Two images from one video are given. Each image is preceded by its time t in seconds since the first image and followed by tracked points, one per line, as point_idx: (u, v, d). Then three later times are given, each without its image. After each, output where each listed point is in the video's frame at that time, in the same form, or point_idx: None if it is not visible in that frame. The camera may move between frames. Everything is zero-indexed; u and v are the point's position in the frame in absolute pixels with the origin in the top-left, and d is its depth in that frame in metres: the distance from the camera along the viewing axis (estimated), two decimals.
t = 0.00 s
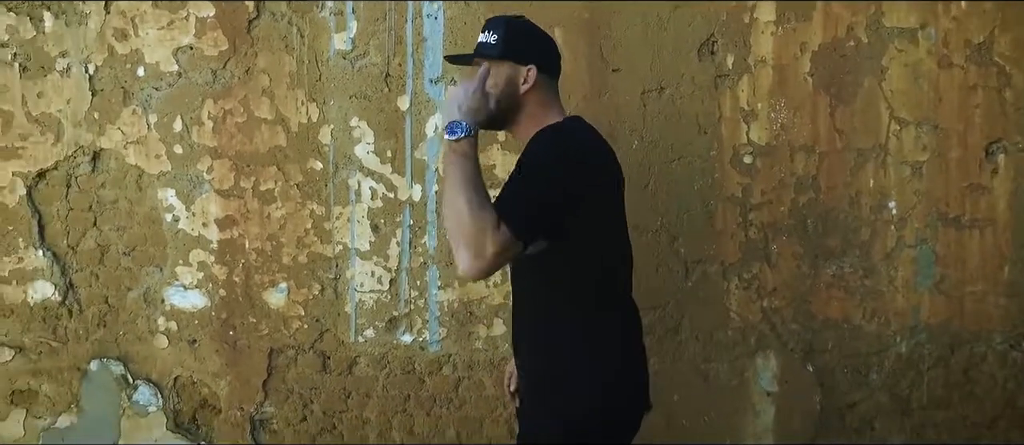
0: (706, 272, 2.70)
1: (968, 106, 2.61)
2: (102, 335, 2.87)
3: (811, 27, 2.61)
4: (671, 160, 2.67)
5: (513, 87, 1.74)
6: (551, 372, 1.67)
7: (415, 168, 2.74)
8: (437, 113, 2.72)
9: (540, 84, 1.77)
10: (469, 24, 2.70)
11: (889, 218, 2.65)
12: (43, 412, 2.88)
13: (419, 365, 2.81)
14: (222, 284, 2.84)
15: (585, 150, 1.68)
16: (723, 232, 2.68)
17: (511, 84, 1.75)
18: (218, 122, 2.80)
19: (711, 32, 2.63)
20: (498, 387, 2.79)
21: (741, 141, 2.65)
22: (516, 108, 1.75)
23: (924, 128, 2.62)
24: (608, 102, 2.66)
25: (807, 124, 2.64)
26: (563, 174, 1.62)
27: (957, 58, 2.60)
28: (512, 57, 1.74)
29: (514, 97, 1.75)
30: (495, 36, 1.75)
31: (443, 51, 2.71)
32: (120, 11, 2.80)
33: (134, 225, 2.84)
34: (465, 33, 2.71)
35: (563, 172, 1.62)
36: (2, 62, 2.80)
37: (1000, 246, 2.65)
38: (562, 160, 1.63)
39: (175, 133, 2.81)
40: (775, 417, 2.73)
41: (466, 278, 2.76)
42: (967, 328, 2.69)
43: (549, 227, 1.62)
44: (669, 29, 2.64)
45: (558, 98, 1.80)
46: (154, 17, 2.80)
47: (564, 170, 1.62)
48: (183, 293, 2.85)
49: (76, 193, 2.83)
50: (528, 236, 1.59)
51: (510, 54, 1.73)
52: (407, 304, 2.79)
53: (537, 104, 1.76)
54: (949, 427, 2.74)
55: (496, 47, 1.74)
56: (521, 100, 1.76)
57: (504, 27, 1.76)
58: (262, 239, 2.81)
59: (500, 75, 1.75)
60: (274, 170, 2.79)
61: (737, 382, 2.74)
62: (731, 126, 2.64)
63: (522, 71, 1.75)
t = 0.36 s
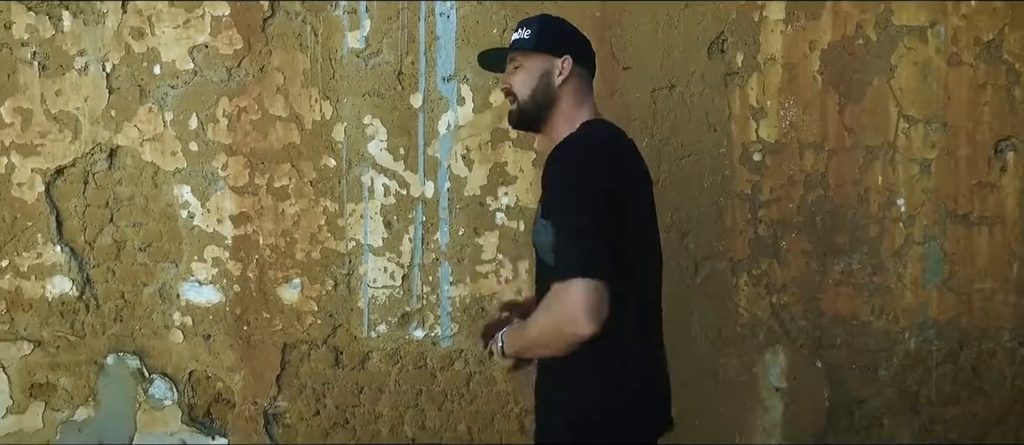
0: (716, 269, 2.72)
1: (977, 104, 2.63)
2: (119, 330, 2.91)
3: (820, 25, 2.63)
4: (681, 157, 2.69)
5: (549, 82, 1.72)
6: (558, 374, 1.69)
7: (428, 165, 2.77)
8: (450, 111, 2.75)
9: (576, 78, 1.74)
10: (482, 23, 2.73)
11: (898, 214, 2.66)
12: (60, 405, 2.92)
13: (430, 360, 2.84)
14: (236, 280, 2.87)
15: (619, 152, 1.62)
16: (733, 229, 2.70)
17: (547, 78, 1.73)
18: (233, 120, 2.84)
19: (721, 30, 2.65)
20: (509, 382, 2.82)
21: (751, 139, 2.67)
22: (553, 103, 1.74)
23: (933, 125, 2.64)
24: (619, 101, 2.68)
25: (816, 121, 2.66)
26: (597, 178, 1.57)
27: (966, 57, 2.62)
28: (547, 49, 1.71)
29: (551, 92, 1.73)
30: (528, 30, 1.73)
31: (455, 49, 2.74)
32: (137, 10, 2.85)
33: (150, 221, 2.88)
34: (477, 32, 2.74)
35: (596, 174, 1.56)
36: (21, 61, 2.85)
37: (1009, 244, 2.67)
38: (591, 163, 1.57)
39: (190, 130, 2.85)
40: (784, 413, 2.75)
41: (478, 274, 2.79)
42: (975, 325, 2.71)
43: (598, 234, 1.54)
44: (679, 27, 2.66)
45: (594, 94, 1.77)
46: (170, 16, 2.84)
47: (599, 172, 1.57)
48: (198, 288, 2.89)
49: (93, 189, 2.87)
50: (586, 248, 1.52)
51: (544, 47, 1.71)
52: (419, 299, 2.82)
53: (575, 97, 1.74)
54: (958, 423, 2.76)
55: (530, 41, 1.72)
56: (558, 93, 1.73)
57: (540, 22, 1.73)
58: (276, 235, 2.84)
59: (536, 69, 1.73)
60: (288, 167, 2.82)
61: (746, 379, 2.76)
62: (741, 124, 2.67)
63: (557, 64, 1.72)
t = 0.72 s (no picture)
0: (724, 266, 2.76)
1: (981, 103, 2.67)
2: (134, 326, 2.95)
3: (827, 25, 2.67)
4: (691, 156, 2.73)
5: (592, 64, 1.71)
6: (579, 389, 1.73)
7: (440, 164, 2.81)
8: (461, 110, 2.79)
9: (619, 59, 1.72)
10: (493, 23, 2.78)
11: (903, 212, 2.71)
12: (76, 400, 2.96)
13: (442, 356, 2.88)
14: (250, 277, 2.91)
15: (684, 141, 1.54)
16: (741, 227, 2.74)
17: (589, 63, 1.71)
18: (247, 119, 2.88)
19: (729, 30, 2.69)
20: (520, 377, 2.86)
21: (758, 137, 2.71)
22: (599, 89, 1.71)
23: (938, 125, 2.68)
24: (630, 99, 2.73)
25: (823, 120, 2.70)
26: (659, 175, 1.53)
27: (970, 57, 2.66)
28: (583, 31, 1.71)
29: (594, 75, 1.71)
30: (559, 19, 1.73)
31: (467, 49, 2.79)
32: (152, 10, 2.88)
33: (165, 219, 2.91)
34: (489, 32, 2.78)
35: (654, 171, 1.54)
36: (38, 61, 2.88)
37: (1013, 241, 2.71)
38: (656, 155, 1.55)
39: (205, 129, 2.89)
40: (790, 408, 2.79)
41: (489, 271, 2.83)
42: (979, 321, 2.75)
43: (672, 230, 1.49)
44: (688, 27, 2.70)
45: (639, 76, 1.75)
46: (185, 16, 2.88)
47: (659, 170, 1.53)
48: (212, 285, 2.92)
49: (109, 188, 2.91)
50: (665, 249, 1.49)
51: (580, 33, 1.70)
52: (431, 296, 2.86)
53: (620, 79, 1.72)
54: (961, 418, 2.80)
55: (564, 29, 1.72)
56: (602, 77, 1.71)
57: (569, 8, 1.74)
58: (290, 233, 2.88)
59: (576, 55, 1.72)
60: (301, 165, 2.86)
61: (753, 374, 2.79)
62: (749, 123, 2.70)
63: (599, 48, 1.71)
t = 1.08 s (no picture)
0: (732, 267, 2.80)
1: (986, 107, 2.71)
2: (147, 326, 2.97)
3: (834, 29, 2.71)
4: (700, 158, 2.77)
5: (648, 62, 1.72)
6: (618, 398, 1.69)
7: (452, 165, 2.84)
8: (473, 112, 2.82)
9: (674, 59, 1.74)
10: (505, 27, 2.80)
11: (909, 214, 2.74)
12: (91, 399, 3.00)
13: (453, 355, 2.91)
14: (263, 277, 2.93)
15: (747, 148, 1.53)
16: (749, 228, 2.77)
17: (645, 60, 1.72)
18: (260, 121, 2.90)
19: (738, 34, 2.72)
20: (531, 377, 2.90)
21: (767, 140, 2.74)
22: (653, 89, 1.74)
23: (944, 127, 2.72)
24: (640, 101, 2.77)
25: (830, 123, 2.73)
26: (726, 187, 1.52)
27: (976, 60, 2.70)
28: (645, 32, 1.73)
29: (649, 75, 1.73)
30: (616, 10, 1.74)
31: (479, 52, 2.81)
32: (165, 13, 2.90)
33: (179, 219, 2.94)
34: (500, 35, 2.80)
35: (720, 182, 1.53)
36: (53, 63, 2.90)
37: (1017, 242, 2.75)
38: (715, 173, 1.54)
39: (218, 131, 2.91)
40: (798, 407, 2.83)
41: (500, 271, 2.86)
42: (984, 321, 2.79)
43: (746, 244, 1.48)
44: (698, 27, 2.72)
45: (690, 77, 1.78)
46: (198, 19, 2.90)
47: (722, 179, 1.52)
48: (225, 285, 2.95)
49: (123, 189, 2.94)
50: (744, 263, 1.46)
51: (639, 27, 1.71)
52: (443, 296, 2.89)
53: (675, 82, 1.74)
54: (966, 416, 2.84)
55: (621, 20, 1.72)
56: (657, 77, 1.73)
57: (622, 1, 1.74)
58: (303, 234, 2.91)
59: (632, 52, 1.73)
60: (314, 167, 2.89)
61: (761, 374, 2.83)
62: (757, 125, 2.74)
63: (656, 46, 1.72)
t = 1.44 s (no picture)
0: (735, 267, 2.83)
1: (986, 108, 2.75)
2: (152, 327, 2.98)
3: (836, 32, 2.74)
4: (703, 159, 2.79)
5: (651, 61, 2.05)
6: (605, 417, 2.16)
7: (457, 166, 2.87)
8: (479, 114, 2.84)
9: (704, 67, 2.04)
10: (510, 29, 2.82)
11: (910, 214, 2.77)
12: (96, 400, 3.01)
13: (458, 355, 2.93)
14: (269, 278, 2.95)
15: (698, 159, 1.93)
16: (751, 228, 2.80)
17: (677, 61, 2.02)
18: (266, 122, 2.92)
19: (741, 36, 2.74)
20: (535, 376, 2.91)
21: (769, 141, 2.77)
22: (669, 87, 2.03)
23: (944, 129, 2.75)
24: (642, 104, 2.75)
25: (832, 124, 2.76)
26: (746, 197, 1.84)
27: (976, 63, 2.73)
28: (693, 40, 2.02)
29: (667, 73, 2.03)
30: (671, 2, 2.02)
31: (484, 54, 2.84)
32: (172, 15, 2.91)
33: (184, 220, 2.95)
34: (505, 37, 2.83)
35: (715, 187, 1.86)
36: (59, 64, 2.91)
37: (1017, 242, 2.79)
38: (660, 179, 2.01)
39: (224, 132, 2.93)
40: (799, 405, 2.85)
41: (505, 272, 2.88)
42: (984, 321, 2.82)
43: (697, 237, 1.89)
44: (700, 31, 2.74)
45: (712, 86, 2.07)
46: (204, 21, 2.91)
47: (739, 193, 1.84)
48: (231, 286, 2.96)
49: (128, 190, 2.95)
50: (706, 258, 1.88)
51: (681, 29, 2.01)
52: (448, 297, 2.91)
53: (695, 86, 2.03)
54: (966, 415, 2.87)
55: (667, 15, 2.01)
56: (680, 80, 2.03)
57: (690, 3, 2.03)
58: (309, 234, 2.93)
59: (665, 50, 2.02)
60: (320, 168, 2.91)
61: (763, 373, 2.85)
62: (760, 127, 2.77)
63: (693, 52, 2.02)
